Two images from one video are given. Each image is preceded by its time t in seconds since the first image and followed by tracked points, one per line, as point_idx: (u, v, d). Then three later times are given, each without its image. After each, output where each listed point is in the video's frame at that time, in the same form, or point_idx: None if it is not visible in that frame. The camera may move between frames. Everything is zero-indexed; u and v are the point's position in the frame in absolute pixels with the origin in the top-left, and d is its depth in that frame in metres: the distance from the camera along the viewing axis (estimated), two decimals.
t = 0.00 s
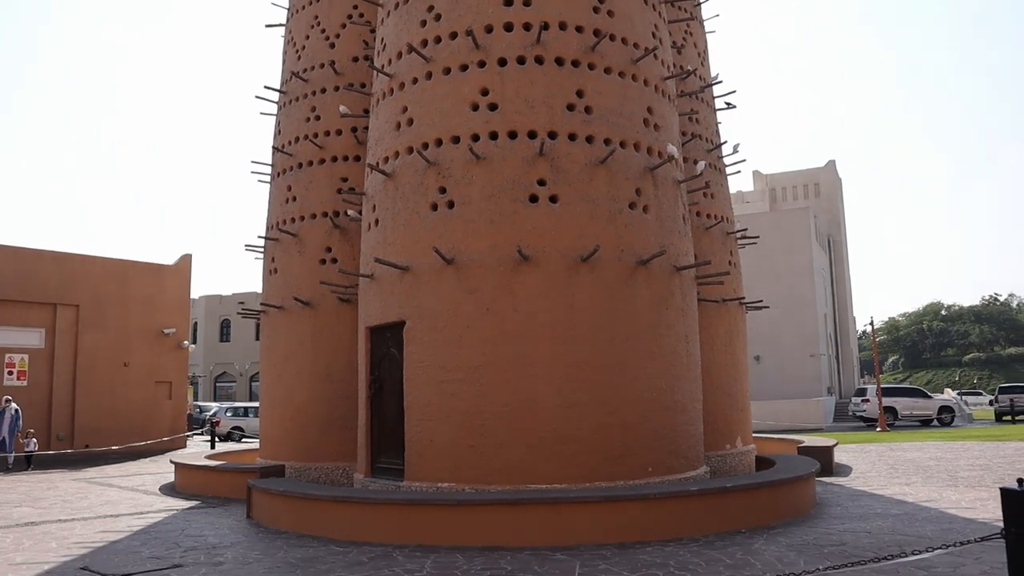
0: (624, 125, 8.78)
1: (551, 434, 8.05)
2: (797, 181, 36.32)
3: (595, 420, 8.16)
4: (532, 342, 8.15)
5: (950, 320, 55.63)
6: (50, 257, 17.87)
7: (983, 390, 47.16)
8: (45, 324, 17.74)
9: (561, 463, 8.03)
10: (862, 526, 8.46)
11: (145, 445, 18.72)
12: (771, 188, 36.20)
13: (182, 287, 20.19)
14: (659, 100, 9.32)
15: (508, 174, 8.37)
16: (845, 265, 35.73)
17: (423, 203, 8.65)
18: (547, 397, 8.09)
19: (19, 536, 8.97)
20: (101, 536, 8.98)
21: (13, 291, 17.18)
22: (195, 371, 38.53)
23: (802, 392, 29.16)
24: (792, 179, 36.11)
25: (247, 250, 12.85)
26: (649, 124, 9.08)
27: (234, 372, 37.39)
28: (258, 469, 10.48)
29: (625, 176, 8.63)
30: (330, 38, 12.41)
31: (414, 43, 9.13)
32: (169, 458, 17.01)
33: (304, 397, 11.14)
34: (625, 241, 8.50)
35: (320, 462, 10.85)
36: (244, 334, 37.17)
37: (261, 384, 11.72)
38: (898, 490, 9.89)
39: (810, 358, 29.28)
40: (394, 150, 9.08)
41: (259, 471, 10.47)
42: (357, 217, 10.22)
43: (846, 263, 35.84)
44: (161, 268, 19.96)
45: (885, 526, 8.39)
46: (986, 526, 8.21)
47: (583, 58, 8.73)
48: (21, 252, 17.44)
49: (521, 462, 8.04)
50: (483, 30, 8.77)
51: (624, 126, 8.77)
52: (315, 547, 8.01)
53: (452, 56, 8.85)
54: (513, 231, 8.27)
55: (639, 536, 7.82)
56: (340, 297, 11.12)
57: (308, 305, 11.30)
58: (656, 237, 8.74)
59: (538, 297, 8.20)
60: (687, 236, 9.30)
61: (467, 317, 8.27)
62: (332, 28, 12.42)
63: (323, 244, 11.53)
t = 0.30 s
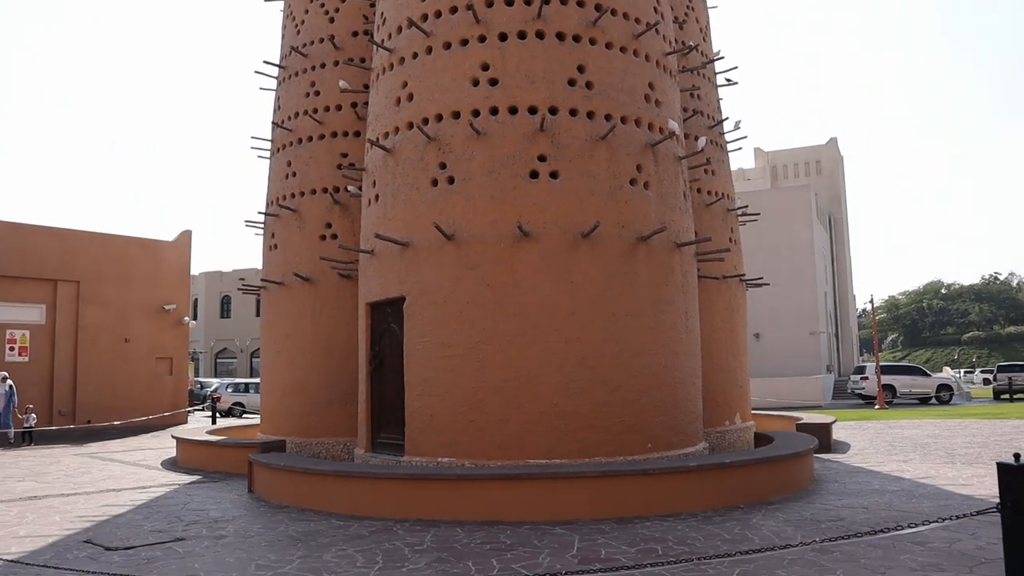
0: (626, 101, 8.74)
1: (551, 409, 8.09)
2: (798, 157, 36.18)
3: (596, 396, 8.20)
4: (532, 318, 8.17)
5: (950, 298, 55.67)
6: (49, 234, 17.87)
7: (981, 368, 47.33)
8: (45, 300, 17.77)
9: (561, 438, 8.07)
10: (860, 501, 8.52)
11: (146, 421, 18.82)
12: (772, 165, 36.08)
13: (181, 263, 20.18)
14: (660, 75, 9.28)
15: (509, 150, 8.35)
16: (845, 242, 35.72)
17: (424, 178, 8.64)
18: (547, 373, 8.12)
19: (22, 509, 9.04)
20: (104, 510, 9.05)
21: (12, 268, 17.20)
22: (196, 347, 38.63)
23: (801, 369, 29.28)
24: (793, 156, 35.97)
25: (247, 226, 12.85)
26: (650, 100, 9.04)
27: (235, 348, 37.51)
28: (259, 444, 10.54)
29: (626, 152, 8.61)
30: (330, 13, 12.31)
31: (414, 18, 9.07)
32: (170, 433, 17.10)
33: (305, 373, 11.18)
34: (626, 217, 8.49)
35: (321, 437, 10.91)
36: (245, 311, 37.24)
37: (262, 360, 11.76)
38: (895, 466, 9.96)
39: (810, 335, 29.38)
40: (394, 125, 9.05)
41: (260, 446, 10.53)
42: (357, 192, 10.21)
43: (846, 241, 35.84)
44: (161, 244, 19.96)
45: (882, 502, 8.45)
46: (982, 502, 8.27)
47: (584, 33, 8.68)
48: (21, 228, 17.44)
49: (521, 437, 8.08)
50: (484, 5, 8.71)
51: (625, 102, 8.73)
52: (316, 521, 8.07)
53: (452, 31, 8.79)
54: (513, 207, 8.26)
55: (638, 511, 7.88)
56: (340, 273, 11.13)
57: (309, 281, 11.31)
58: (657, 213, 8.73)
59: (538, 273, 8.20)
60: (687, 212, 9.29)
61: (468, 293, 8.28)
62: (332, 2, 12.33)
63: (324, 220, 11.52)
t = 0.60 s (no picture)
0: (624, 84, 8.72)
1: (549, 392, 8.11)
2: (797, 142, 36.12)
3: (593, 380, 8.22)
4: (530, 302, 8.17)
5: (947, 285, 55.75)
6: (46, 217, 17.84)
7: (977, 354, 47.48)
8: (43, 282, 17.78)
9: (558, 421, 8.10)
10: (855, 485, 8.57)
11: (144, 404, 18.86)
12: (771, 150, 36.02)
13: (179, 246, 20.16)
14: (659, 59, 9.25)
15: (507, 133, 8.33)
16: (843, 227, 35.75)
17: (422, 161, 8.61)
18: (545, 357, 8.13)
19: (21, 491, 9.08)
20: (103, 492, 9.09)
21: (10, 251, 17.20)
22: (194, 331, 38.65)
23: (798, 354, 29.37)
24: (792, 141, 35.91)
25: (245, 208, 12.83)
26: (649, 83, 9.02)
27: (233, 332, 37.53)
28: (257, 427, 10.57)
29: (624, 136, 8.59)
30: None
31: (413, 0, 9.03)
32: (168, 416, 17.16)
33: (303, 356, 11.19)
34: (624, 201, 8.48)
35: (319, 420, 10.94)
36: (243, 294, 37.23)
37: (259, 343, 11.77)
38: (891, 451, 10.00)
39: (807, 321, 29.44)
40: (392, 108, 9.02)
41: (258, 429, 10.57)
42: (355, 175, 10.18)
43: (844, 226, 35.87)
44: (158, 228, 19.92)
45: (878, 486, 8.49)
46: (976, 486, 8.31)
47: (583, 16, 8.65)
48: (17, 211, 17.40)
49: (519, 420, 8.11)
50: None
51: (624, 86, 8.71)
52: (314, 503, 8.11)
53: (451, 13, 8.75)
54: (512, 189, 8.25)
55: (635, 494, 7.92)
56: (338, 256, 11.13)
57: (307, 264, 11.30)
58: (654, 197, 8.73)
59: (536, 256, 8.20)
60: (685, 196, 9.28)
61: (466, 275, 8.28)
62: None
63: (322, 203, 11.50)
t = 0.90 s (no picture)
0: (623, 68, 8.69)
1: (547, 376, 8.13)
2: (797, 127, 36.02)
3: (592, 364, 8.23)
4: (528, 286, 8.17)
5: (946, 271, 55.77)
6: (43, 200, 17.79)
7: (975, 340, 47.56)
8: (41, 266, 17.77)
9: (556, 405, 8.12)
10: (852, 469, 8.60)
11: (143, 388, 18.90)
12: (770, 135, 35.92)
13: (177, 230, 20.13)
14: (659, 43, 9.22)
15: (505, 116, 8.30)
16: (842, 213, 35.74)
17: (420, 145, 8.59)
18: (544, 341, 8.14)
19: (21, 474, 9.11)
20: (102, 474, 9.12)
21: (7, 234, 17.18)
22: (193, 315, 38.67)
23: (796, 339, 29.44)
24: (792, 125, 35.81)
25: (244, 192, 12.81)
26: (649, 67, 8.99)
27: (232, 316, 37.56)
28: (256, 410, 10.59)
29: (624, 119, 8.57)
30: None
31: None
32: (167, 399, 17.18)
33: (301, 339, 11.21)
34: (623, 185, 8.47)
35: (318, 403, 10.97)
36: (241, 278, 37.20)
37: (258, 327, 11.79)
38: (887, 435, 10.04)
39: (805, 306, 29.48)
40: (391, 91, 8.99)
41: (258, 412, 10.60)
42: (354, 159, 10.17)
43: (843, 212, 35.86)
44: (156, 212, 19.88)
45: (874, 470, 8.52)
46: (971, 470, 8.34)
47: None
48: (14, 194, 17.34)
49: (516, 403, 8.13)
50: None
51: (623, 69, 8.68)
52: (313, 486, 8.14)
53: None
54: (510, 173, 8.23)
55: (632, 477, 7.95)
56: (336, 239, 11.12)
57: (305, 248, 11.30)
58: (653, 181, 8.72)
59: (534, 240, 8.20)
60: (684, 180, 9.27)
61: (464, 259, 8.28)
62: None
63: (320, 186, 11.48)
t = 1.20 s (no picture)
0: (621, 58, 8.67)
1: (543, 367, 8.14)
2: (795, 119, 36.03)
3: (588, 355, 8.24)
4: (524, 276, 8.17)
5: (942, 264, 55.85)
6: (39, 190, 17.74)
7: (971, 332, 47.64)
8: (36, 256, 17.74)
9: (552, 395, 8.14)
10: (847, 461, 8.62)
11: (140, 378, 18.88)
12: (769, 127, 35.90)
13: (173, 220, 20.10)
14: (657, 33, 9.19)
15: (503, 106, 8.29)
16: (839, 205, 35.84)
17: (418, 135, 8.58)
18: (540, 332, 8.15)
19: (17, 463, 9.10)
20: (99, 464, 9.11)
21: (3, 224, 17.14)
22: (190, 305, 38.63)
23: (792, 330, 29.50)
24: (790, 117, 35.80)
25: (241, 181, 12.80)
26: (647, 57, 8.97)
27: (229, 306, 37.56)
28: (253, 400, 10.60)
29: (621, 110, 8.56)
30: None
31: None
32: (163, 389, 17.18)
33: (298, 330, 11.21)
34: (620, 175, 8.47)
35: (315, 394, 10.97)
36: (238, 269, 37.17)
37: (255, 317, 11.85)
38: (883, 427, 10.06)
39: (802, 297, 29.51)
40: (388, 81, 8.97)
41: (255, 402, 10.61)
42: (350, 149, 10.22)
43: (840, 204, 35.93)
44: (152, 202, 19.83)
45: (869, 462, 8.54)
46: (966, 462, 8.36)
47: None
48: (10, 184, 17.30)
49: (512, 394, 8.14)
50: None
51: (621, 60, 8.66)
52: (309, 476, 8.14)
53: None
54: (507, 163, 8.22)
55: (628, 468, 7.95)
56: (332, 229, 11.08)
57: (302, 238, 11.30)
58: (650, 172, 8.71)
59: (531, 230, 8.20)
60: (682, 171, 9.24)
61: (461, 250, 8.28)
62: None
63: (317, 176, 11.46)
